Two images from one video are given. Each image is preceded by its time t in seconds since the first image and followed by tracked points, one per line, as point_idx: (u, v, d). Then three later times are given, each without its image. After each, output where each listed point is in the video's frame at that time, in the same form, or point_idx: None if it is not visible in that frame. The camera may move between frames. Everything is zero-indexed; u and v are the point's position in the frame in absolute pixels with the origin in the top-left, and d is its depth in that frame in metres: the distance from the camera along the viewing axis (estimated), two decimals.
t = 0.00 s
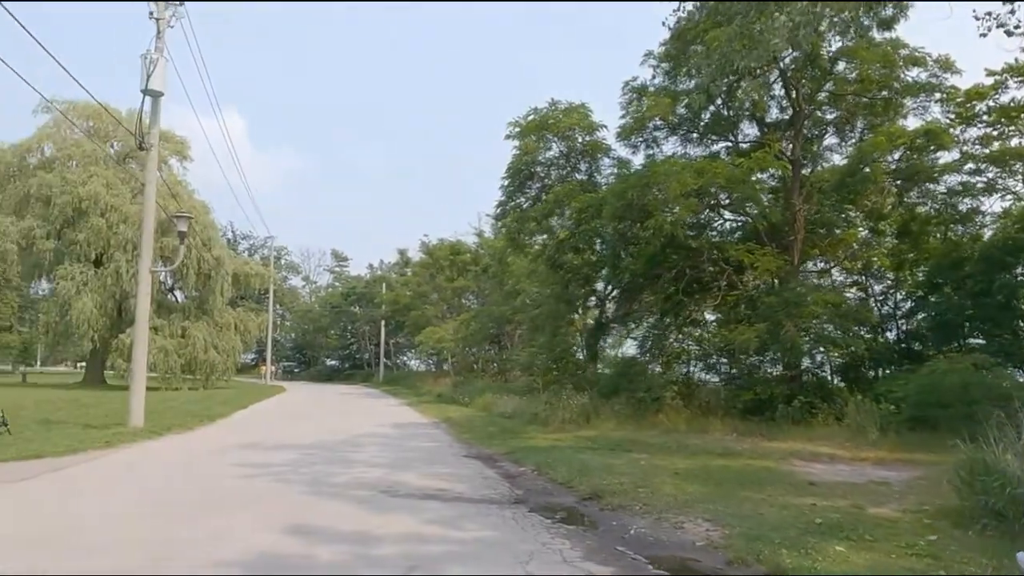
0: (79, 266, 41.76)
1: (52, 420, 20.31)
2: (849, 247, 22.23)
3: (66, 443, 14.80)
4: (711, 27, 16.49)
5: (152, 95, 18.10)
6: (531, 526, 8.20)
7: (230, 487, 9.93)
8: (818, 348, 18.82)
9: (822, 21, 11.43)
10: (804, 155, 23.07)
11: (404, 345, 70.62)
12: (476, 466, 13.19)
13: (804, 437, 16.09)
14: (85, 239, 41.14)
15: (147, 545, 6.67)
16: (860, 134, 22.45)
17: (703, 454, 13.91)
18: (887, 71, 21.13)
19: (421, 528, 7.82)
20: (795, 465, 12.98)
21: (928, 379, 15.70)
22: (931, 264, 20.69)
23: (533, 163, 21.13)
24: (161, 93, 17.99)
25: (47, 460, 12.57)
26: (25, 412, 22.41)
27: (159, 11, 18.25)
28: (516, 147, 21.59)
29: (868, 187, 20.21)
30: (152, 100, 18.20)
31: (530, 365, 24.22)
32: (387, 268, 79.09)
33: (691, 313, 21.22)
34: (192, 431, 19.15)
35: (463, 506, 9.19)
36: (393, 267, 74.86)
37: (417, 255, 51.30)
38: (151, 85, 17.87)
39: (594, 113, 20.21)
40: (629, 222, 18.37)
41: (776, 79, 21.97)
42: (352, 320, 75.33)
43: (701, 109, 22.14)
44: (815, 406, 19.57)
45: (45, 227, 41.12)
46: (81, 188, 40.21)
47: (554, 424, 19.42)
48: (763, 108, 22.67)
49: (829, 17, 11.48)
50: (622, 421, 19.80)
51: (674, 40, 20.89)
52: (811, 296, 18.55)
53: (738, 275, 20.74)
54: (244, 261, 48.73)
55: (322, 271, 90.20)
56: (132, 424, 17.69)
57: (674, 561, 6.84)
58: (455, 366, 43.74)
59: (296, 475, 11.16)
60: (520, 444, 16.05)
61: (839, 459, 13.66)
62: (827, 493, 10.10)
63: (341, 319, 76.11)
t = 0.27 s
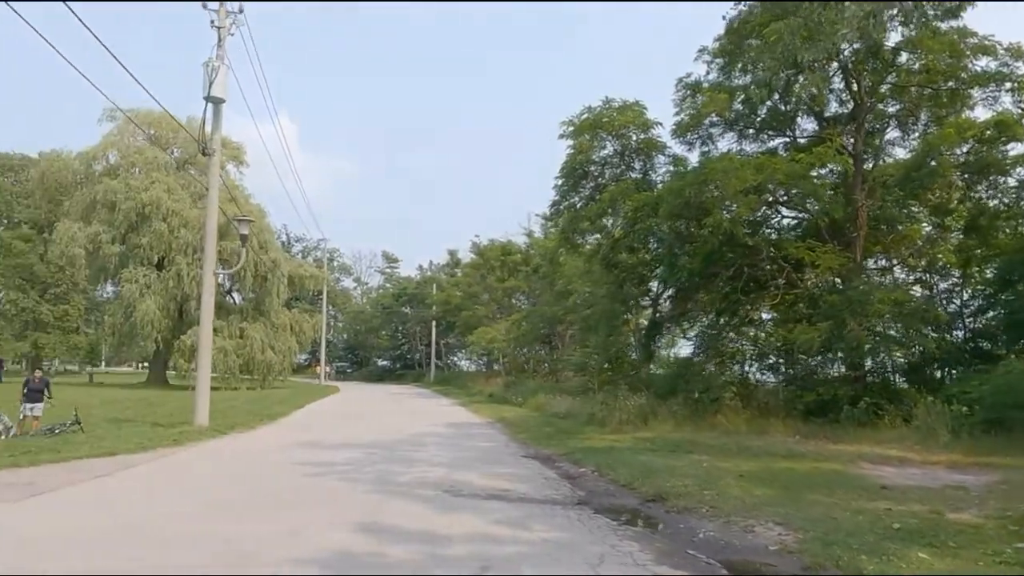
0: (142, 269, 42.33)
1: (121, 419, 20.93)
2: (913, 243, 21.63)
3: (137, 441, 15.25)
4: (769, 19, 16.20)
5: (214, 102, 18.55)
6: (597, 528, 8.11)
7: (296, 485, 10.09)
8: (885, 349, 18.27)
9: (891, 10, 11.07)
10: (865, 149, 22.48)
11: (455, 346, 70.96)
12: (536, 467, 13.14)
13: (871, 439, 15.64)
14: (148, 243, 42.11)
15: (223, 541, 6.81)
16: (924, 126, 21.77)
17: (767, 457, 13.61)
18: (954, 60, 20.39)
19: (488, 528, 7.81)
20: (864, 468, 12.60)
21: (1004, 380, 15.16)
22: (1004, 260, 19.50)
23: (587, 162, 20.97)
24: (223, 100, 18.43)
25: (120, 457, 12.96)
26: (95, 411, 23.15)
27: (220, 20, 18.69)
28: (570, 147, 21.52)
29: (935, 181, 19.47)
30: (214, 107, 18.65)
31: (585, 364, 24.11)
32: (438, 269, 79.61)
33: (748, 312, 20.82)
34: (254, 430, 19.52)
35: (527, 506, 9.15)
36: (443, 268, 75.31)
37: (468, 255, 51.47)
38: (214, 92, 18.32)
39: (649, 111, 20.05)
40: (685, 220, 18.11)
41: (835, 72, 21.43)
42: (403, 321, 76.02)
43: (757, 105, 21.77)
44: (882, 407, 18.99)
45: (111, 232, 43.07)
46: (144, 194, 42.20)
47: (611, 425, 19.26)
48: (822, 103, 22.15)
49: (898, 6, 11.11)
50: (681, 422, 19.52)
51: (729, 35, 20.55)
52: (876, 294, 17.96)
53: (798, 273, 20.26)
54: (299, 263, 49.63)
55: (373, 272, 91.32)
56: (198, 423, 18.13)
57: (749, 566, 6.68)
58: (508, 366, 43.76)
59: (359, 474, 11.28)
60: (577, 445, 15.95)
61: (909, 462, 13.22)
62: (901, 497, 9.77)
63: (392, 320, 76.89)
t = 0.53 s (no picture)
0: (201, 271, 43.33)
1: (185, 418, 21.46)
2: (982, 239, 20.89)
3: (203, 440, 15.61)
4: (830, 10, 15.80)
5: (272, 107, 18.89)
6: (666, 531, 7.99)
7: (360, 485, 10.18)
8: (954, 350, 17.65)
9: None
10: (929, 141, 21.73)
11: (505, 345, 71.03)
12: (596, 469, 13.03)
13: (940, 442, 15.14)
14: (207, 246, 43.12)
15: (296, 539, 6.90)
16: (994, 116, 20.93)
17: (833, 459, 13.25)
18: None
19: (555, 531, 7.75)
20: (937, 473, 12.16)
21: None
22: None
23: (642, 160, 20.69)
24: (281, 105, 18.74)
25: (187, 456, 13.28)
26: (161, 410, 23.81)
27: (278, 26, 19.01)
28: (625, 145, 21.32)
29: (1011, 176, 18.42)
30: (273, 112, 18.96)
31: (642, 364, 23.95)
32: (487, 269, 79.79)
33: (806, 311, 20.38)
34: (313, 430, 19.82)
35: (591, 509, 9.06)
36: (493, 268, 75.44)
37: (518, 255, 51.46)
38: (271, 97, 18.65)
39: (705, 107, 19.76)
40: (744, 218, 17.76)
41: (898, 63, 20.76)
42: (453, 321, 76.42)
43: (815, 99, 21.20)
44: (951, 409, 18.26)
45: (172, 236, 44.35)
46: (202, 199, 43.49)
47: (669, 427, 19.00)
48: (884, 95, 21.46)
49: None
50: (740, 424, 19.24)
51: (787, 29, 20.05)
52: (945, 291, 17.26)
53: (862, 270, 19.74)
54: (351, 265, 50.31)
55: (423, 273, 92.05)
56: (259, 422, 18.48)
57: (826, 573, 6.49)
58: (559, 365, 43.61)
59: (421, 474, 11.33)
60: (635, 447, 15.77)
61: (985, 466, 12.71)
62: (981, 503, 9.39)
63: (442, 320, 77.30)
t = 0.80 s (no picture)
0: (259, 273, 44.27)
1: (247, 417, 21.92)
2: None
3: (266, 439, 15.90)
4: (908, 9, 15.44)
5: (329, 111, 19.15)
6: (737, 536, 7.80)
7: (423, 484, 10.22)
8: None
9: None
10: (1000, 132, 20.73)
11: (556, 346, 70.83)
12: (657, 471, 12.84)
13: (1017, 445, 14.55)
14: (264, 249, 44.22)
15: (364, 538, 6.95)
16: None
17: (904, 463, 12.81)
18: None
19: (622, 533, 7.65)
20: (1017, 478, 11.65)
21: None
22: None
23: (699, 157, 20.45)
24: (338, 109, 18.97)
25: (252, 454, 13.54)
26: (223, 409, 24.37)
27: (334, 31, 19.26)
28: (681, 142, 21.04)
29: None
30: (330, 116, 19.20)
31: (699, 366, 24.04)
32: (537, 270, 79.66)
33: (870, 309, 19.76)
34: (371, 429, 20.02)
35: (657, 511, 8.92)
36: (543, 268, 75.29)
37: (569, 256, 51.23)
38: (329, 101, 18.91)
39: (763, 102, 19.33)
40: (805, 214, 17.37)
41: (966, 50, 19.90)
42: (504, 321, 76.54)
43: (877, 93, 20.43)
44: None
45: (231, 240, 45.43)
46: (260, 203, 44.49)
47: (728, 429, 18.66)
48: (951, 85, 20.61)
49: None
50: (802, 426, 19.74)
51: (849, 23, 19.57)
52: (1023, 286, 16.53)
53: (931, 266, 18.90)
54: (403, 266, 50.81)
55: (472, 274, 92.41)
56: (319, 422, 18.74)
57: None
58: (612, 366, 43.26)
59: (482, 474, 11.33)
60: (696, 448, 15.51)
61: None
62: None
63: (493, 320, 77.44)
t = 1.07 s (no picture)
0: (312, 276, 44.99)
1: (304, 418, 22.22)
2: None
3: (324, 439, 16.06)
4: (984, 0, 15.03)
5: (383, 113, 19.29)
6: (812, 542, 7.54)
7: (485, 486, 10.15)
8: None
9: None
10: None
11: (605, 347, 70.35)
12: (719, 473, 12.56)
13: None
14: (316, 251, 44.98)
15: (432, 540, 6.90)
16: None
17: (981, 468, 12.29)
18: None
19: (693, 538, 7.45)
20: None
21: None
22: None
23: (756, 153, 20.03)
24: (391, 111, 19.11)
25: (312, 454, 13.67)
26: (280, 410, 24.74)
27: (387, 34, 19.40)
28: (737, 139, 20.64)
29: None
30: (383, 119, 19.34)
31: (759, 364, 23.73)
32: (585, 270, 79.26)
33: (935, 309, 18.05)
34: (426, 430, 20.09)
35: (726, 515, 8.68)
36: (591, 269, 74.84)
37: (619, 256, 50.80)
38: (382, 104, 19.06)
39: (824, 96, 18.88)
40: (869, 211, 16.66)
41: None
42: (552, 322, 76.32)
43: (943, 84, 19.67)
44: None
45: (284, 243, 46.18)
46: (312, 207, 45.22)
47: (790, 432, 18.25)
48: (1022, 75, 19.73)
49: None
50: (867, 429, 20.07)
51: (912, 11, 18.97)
52: None
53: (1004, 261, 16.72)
54: (452, 268, 51.04)
55: (520, 275, 92.41)
56: (375, 422, 18.87)
57: None
58: (663, 367, 42.70)
59: (542, 477, 11.22)
60: (758, 451, 15.15)
61: None
62: None
63: (541, 321, 77.25)
